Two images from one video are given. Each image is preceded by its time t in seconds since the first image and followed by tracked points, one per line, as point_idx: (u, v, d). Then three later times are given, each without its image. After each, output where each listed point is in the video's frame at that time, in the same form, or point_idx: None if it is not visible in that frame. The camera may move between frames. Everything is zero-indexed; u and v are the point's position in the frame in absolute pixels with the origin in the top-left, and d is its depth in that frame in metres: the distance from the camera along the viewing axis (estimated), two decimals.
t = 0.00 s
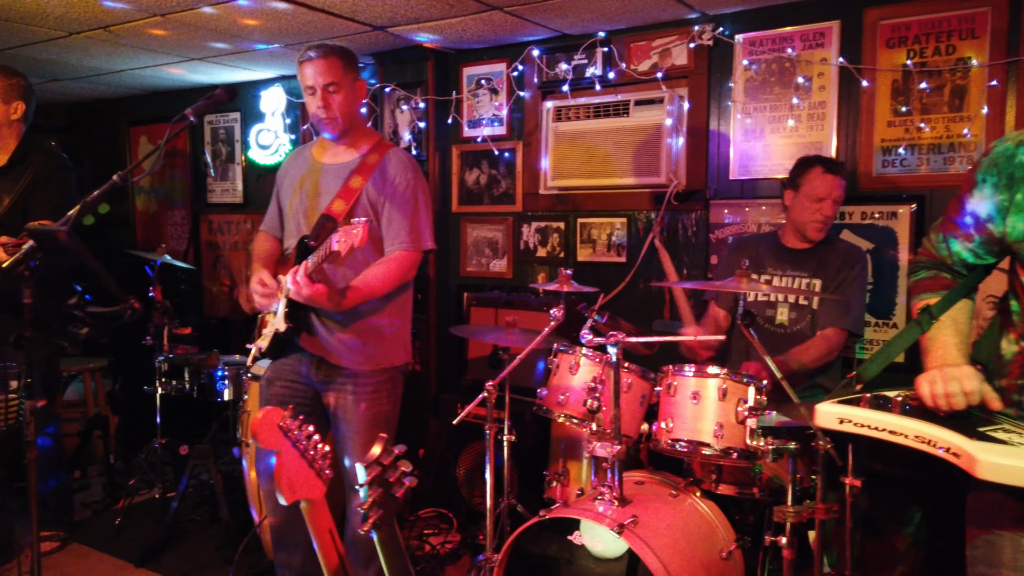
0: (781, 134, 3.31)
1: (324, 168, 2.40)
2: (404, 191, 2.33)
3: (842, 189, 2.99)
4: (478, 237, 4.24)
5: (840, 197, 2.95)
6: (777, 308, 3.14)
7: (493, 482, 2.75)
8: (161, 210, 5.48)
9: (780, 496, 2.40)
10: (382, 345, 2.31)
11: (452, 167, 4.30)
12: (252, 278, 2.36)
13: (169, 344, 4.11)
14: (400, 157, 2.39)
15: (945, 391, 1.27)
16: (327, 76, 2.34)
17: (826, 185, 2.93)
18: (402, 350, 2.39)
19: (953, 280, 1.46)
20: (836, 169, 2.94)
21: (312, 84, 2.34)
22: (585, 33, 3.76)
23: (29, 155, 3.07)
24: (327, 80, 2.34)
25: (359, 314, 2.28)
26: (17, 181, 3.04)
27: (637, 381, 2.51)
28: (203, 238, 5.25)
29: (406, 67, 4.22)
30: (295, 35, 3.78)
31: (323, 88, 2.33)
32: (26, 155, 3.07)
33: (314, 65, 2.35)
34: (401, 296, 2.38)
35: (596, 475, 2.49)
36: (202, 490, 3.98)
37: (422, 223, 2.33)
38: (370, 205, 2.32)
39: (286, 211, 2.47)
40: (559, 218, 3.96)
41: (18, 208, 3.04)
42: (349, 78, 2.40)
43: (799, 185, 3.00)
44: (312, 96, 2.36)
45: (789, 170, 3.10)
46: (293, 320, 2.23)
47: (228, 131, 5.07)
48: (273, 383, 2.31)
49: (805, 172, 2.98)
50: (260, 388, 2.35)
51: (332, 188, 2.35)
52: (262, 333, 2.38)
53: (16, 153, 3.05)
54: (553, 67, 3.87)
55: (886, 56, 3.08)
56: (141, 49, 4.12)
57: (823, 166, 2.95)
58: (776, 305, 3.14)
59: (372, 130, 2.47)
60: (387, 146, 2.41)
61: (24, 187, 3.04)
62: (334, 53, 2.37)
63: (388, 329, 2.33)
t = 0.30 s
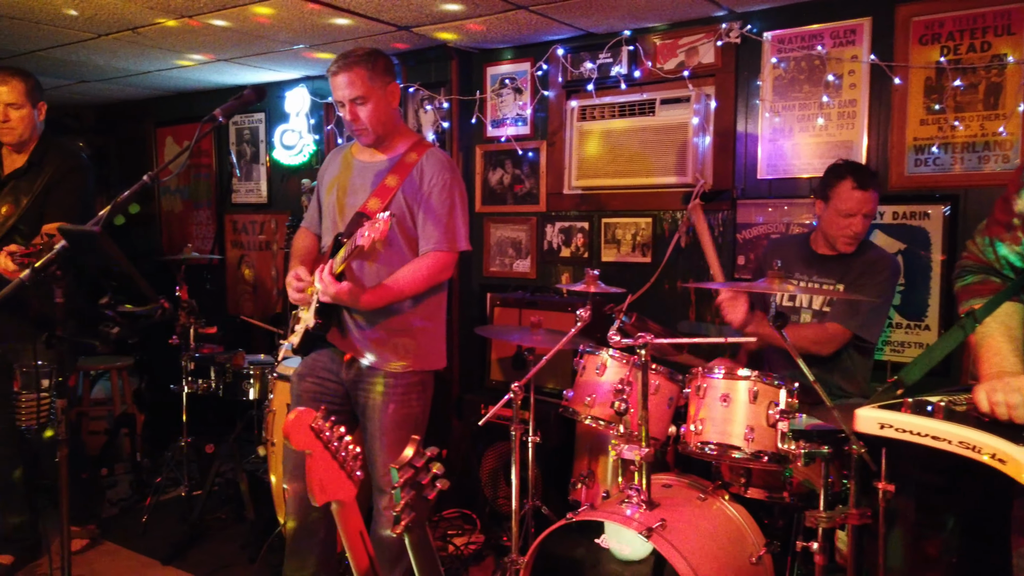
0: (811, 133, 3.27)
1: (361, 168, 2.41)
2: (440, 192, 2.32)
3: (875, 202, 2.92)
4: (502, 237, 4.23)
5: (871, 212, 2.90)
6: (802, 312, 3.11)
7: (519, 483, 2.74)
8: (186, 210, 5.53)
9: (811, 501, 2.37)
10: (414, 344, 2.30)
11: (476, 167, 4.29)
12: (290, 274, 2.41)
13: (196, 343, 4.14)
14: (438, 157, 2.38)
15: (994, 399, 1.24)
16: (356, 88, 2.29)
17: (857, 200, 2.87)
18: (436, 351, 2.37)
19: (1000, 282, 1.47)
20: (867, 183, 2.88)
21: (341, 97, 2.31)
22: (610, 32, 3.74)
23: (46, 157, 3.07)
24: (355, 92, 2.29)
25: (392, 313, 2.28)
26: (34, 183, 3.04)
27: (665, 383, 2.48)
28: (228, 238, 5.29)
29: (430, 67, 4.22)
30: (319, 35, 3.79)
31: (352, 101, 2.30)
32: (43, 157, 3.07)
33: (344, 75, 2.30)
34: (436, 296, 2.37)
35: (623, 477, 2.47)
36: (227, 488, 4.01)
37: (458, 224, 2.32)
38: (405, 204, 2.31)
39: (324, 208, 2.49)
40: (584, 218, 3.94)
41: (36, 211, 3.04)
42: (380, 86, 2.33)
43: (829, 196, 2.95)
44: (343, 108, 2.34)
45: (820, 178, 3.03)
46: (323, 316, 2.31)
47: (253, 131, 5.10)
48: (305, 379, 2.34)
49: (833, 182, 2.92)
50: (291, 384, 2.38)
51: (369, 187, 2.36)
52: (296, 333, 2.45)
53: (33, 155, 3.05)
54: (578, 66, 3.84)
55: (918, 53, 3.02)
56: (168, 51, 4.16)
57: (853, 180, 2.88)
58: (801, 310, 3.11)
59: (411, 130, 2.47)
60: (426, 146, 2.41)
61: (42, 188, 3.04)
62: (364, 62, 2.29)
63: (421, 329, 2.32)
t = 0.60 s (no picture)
0: (837, 131, 3.23)
1: (385, 170, 2.41)
2: (464, 192, 2.31)
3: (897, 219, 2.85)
4: (522, 236, 4.21)
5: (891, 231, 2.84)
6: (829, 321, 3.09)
7: (541, 484, 2.72)
8: (208, 210, 5.56)
9: (839, 505, 2.34)
10: (438, 344, 2.28)
11: (496, 166, 4.27)
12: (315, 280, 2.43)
13: (218, 342, 4.17)
14: (460, 156, 2.37)
15: None
16: (378, 93, 2.27)
17: (875, 221, 2.82)
18: (461, 352, 2.34)
19: None
20: (886, 205, 2.79)
21: (365, 104, 2.30)
22: (633, 30, 3.71)
23: (74, 156, 3.09)
24: (378, 97, 2.27)
25: (416, 314, 2.27)
26: (63, 180, 3.07)
27: (690, 384, 2.45)
28: (249, 238, 5.32)
29: (451, 66, 4.21)
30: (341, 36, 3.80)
31: (375, 107, 2.29)
32: (71, 155, 3.10)
33: (366, 80, 2.28)
34: (459, 296, 2.35)
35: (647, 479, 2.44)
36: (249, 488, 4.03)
37: (481, 223, 2.31)
38: (429, 205, 2.31)
39: (349, 210, 2.49)
40: (605, 218, 3.91)
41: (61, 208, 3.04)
42: (402, 90, 2.31)
43: (845, 215, 2.90)
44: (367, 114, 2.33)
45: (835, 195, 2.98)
46: (350, 317, 2.33)
47: (274, 131, 5.12)
48: (328, 379, 2.35)
49: (851, 201, 2.85)
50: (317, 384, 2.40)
51: (394, 188, 2.36)
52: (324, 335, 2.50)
53: (63, 153, 3.08)
54: (600, 65, 3.82)
55: (949, 49, 2.97)
56: (192, 51, 4.18)
57: (871, 203, 2.80)
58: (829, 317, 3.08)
59: (434, 130, 2.46)
60: (449, 145, 2.40)
61: (67, 186, 3.04)
62: (386, 66, 2.27)
63: (445, 329, 2.31)
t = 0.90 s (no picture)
0: (863, 128, 3.18)
1: (406, 170, 2.39)
2: (485, 191, 2.28)
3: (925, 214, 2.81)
4: (541, 236, 4.18)
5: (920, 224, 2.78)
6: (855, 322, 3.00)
7: (562, 486, 2.69)
8: (226, 209, 5.57)
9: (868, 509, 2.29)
10: (458, 342, 2.27)
11: (514, 165, 4.24)
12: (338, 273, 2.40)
13: (237, 341, 4.17)
14: (481, 155, 2.34)
15: None
16: (397, 96, 2.25)
17: (904, 214, 2.77)
18: (480, 350, 2.33)
19: None
20: (916, 197, 2.75)
21: (382, 108, 2.28)
22: (653, 27, 3.67)
23: (118, 155, 3.12)
24: (397, 100, 2.25)
25: (437, 312, 2.24)
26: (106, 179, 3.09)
27: (714, 385, 2.41)
28: (267, 237, 5.32)
29: (468, 65, 4.19)
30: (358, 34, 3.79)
31: (392, 111, 2.26)
32: (114, 154, 3.13)
33: (384, 83, 2.26)
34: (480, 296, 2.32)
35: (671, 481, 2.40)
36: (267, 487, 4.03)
37: (503, 222, 2.28)
38: (450, 204, 2.28)
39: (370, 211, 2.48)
40: (625, 217, 3.87)
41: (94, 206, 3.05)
42: (421, 92, 2.28)
43: (873, 207, 2.86)
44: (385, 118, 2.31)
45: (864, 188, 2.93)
46: (370, 317, 2.28)
47: (292, 131, 5.12)
48: (348, 378, 2.36)
49: (880, 194, 2.80)
50: (337, 382, 2.40)
51: (415, 188, 2.34)
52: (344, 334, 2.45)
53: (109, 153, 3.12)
54: (619, 62, 3.78)
55: (978, 45, 2.92)
56: (211, 51, 4.18)
57: (900, 194, 2.75)
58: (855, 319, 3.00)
59: (453, 131, 2.43)
60: (469, 144, 2.37)
61: (106, 184, 3.06)
62: (404, 69, 2.25)
63: (465, 328, 2.29)
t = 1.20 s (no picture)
0: (888, 126, 3.13)
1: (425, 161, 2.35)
2: (507, 183, 2.25)
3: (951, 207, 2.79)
4: (558, 235, 4.14)
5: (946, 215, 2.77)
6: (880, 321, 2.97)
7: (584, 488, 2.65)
8: (241, 209, 5.56)
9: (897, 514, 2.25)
10: (479, 337, 2.23)
11: (531, 164, 4.21)
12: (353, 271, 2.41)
13: (253, 340, 4.16)
14: (502, 148, 2.31)
15: None
16: (417, 85, 2.21)
17: (931, 203, 2.75)
18: (501, 346, 2.29)
19: None
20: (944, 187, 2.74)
21: (403, 97, 2.24)
22: (673, 24, 3.63)
23: (153, 154, 3.11)
24: (416, 88, 2.22)
25: (457, 305, 2.22)
26: (139, 179, 3.08)
27: (740, 388, 2.36)
28: (282, 237, 5.31)
29: (485, 63, 4.15)
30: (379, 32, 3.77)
31: (413, 99, 2.22)
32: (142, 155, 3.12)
33: (404, 71, 2.22)
34: (500, 291, 2.29)
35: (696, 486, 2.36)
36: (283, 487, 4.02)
37: (525, 215, 2.25)
38: (472, 196, 2.25)
39: (388, 203, 2.44)
40: (643, 216, 3.83)
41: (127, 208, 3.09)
42: (441, 80, 2.25)
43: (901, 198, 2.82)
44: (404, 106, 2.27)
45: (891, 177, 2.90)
46: (389, 310, 2.23)
47: (307, 130, 5.11)
48: (367, 377, 2.31)
49: (907, 183, 2.78)
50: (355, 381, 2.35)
51: (435, 180, 2.31)
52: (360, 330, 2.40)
53: (143, 153, 3.11)
54: (639, 60, 3.74)
55: (1008, 40, 2.86)
56: (227, 49, 4.17)
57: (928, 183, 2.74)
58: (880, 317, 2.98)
59: (473, 123, 2.40)
60: (490, 137, 2.34)
61: (140, 185, 3.06)
62: (424, 56, 2.21)
63: (486, 324, 2.25)
